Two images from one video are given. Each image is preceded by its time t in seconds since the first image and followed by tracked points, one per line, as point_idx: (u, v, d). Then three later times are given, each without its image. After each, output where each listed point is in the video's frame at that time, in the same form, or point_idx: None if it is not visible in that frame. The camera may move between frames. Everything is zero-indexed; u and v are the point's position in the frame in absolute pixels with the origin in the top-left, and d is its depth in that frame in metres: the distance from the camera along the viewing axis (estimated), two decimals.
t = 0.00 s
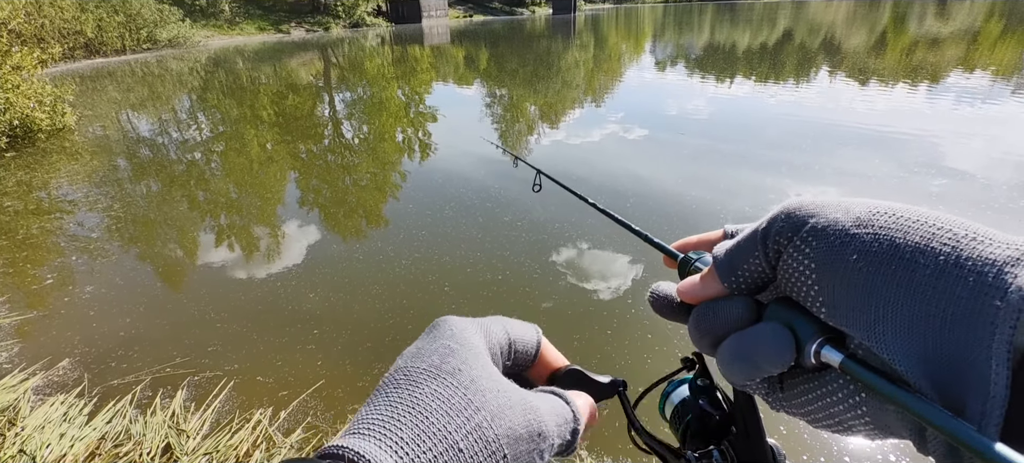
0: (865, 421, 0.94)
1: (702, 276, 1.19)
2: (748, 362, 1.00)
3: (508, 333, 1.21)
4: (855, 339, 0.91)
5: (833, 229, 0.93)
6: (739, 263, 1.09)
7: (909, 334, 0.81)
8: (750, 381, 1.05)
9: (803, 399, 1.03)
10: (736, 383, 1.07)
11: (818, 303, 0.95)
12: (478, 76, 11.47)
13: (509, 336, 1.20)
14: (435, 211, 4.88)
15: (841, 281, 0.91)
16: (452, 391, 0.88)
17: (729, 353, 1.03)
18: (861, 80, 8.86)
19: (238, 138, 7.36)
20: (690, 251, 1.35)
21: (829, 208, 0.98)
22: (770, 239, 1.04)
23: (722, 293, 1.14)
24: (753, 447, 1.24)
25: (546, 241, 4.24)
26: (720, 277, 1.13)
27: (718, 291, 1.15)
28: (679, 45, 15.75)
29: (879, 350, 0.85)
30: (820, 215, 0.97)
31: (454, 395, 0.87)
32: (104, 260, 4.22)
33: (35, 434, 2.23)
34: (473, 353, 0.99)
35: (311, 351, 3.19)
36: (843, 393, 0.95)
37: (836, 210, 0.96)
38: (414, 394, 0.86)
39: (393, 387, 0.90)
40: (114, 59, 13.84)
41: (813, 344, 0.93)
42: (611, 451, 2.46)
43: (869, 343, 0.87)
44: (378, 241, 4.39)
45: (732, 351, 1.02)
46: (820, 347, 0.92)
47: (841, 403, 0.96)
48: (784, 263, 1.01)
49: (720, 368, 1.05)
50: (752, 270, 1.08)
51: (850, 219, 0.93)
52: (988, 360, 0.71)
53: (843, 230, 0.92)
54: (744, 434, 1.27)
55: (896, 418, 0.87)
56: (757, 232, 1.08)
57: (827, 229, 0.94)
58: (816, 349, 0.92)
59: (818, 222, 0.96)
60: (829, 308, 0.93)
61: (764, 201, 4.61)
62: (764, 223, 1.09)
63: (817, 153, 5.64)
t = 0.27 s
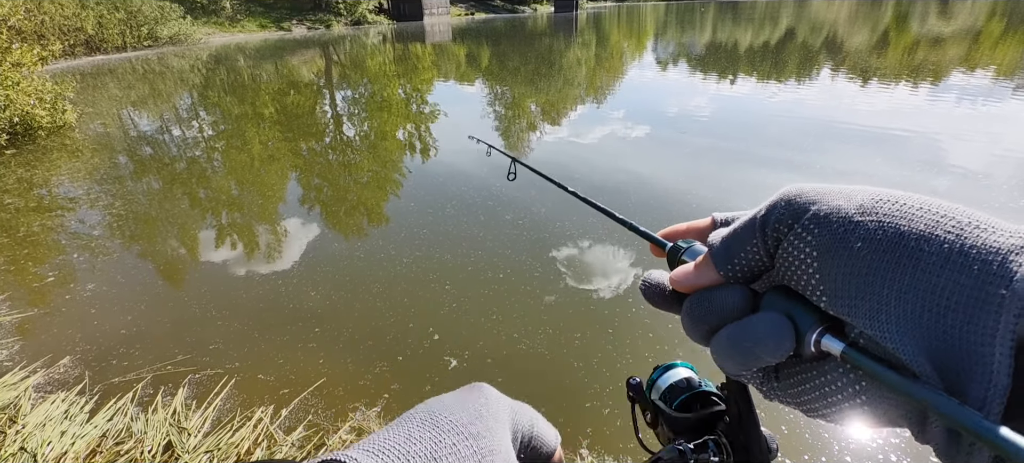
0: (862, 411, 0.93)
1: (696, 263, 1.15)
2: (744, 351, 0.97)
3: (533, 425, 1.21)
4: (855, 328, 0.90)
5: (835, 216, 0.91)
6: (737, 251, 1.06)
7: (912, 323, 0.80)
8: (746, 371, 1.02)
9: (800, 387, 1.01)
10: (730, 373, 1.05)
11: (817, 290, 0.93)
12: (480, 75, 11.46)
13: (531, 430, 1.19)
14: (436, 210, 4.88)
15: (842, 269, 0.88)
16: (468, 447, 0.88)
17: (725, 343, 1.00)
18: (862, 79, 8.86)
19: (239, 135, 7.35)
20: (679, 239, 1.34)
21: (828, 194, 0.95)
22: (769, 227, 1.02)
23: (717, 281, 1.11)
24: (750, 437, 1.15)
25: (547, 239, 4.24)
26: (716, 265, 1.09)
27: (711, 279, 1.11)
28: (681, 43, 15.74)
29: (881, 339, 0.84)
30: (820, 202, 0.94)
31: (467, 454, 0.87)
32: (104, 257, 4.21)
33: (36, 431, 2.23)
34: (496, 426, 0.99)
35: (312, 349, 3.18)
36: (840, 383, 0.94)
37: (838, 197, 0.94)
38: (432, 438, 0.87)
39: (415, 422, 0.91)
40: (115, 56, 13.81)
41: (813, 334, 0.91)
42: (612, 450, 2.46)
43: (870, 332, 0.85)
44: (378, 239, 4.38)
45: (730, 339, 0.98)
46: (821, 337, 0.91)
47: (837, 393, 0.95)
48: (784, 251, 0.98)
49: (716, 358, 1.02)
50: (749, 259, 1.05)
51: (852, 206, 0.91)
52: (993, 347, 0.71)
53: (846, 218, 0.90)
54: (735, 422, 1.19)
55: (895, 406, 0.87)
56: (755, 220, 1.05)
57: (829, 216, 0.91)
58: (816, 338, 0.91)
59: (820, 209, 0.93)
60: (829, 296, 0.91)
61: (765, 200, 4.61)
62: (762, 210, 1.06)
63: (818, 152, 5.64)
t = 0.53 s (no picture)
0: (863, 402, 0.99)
1: (697, 263, 1.21)
2: (745, 347, 1.03)
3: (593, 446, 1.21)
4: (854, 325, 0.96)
5: (833, 215, 0.97)
6: (738, 250, 1.12)
7: (907, 317, 0.85)
8: (748, 366, 1.09)
9: (802, 382, 1.08)
10: (732, 369, 1.11)
11: (817, 287, 0.99)
12: (482, 73, 11.44)
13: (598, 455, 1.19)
14: (438, 208, 4.87)
15: (841, 265, 0.94)
16: (485, 441, 0.98)
17: (727, 338, 1.06)
18: (866, 78, 8.83)
19: (242, 134, 7.35)
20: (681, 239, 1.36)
21: (828, 193, 1.01)
22: (770, 226, 1.08)
23: (717, 279, 1.17)
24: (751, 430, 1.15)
25: (550, 238, 4.24)
26: (717, 264, 1.16)
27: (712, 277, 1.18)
28: (684, 42, 15.69)
29: (879, 333, 0.89)
30: (820, 201, 1.00)
31: (486, 447, 0.97)
32: (108, 255, 4.22)
33: (39, 428, 2.23)
34: (526, 430, 1.05)
35: (315, 347, 3.18)
36: (839, 374, 1.00)
37: (837, 197, 0.99)
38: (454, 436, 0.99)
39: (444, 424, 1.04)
40: (118, 54, 13.81)
41: (811, 329, 0.97)
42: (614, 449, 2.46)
43: (867, 325, 0.91)
44: (380, 237, 4.39)
45: (731, 334, 1.05)
46: (820, 333, 0.96)
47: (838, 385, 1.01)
48: (785, 249, 1.05)
49: (719, 353, 1.08)
50: (751, 257, 1.12)
51: (850, 205, 0.96)
52: (986, 341, 0.75)
53: (844, 216, 0.95)
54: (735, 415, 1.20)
55: (891, 396, 0.93)
56: (755, 220, 1.12)
57: (828, 215, 0.97)
58: (816, 333, 0.97)
59: (819, 208, 0.99)
60: (829, 293, 0.97)
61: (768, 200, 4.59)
62: (763, 210, 1.12)
63: (822, 151, 5.62)
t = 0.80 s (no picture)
0: (861, 387, 1.03)
1: (705, 249, 1.23)
2: (749, 331, 1.05)
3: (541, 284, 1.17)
4: (855, 311, 0.99)
5: (841, 206, 0.99)
6: (744, 238, 1.14)
7: (911, 304, 0.88)
8: (751, 351, 1.11)
9: (802, 365, 1.10)
10: (736, 353, 1.13)
11: (822, 275, 1.02)
12: (485, 73, 11.44)
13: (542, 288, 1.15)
14: (442, 208, 4.89)
15: (846, 255, 0.97)
16: (448, 320, 0.91)
17: (731, 322, 1.08)
18: (871, 78, 8.79)
19: (246, 133, 7.38)
20: (686, 226, 1.38)
21: (835, 185, 1.04)
22: (776, 215, 1.10)
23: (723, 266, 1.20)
24: (753, 414, 1.31)
25: (552, 238, 4.24)
26: (725, 252, 1.17)
27: (719, 265, 1.20)
28: (687, 42, 15.64)
29: (883, 320, 0.92)
30: (827, 193, 1.03)
31: (452, 322, 0.91)
32: (113, 254, 4.25)
33: (46, 425, 2.26)
34: (480, 292, 1.00)
35: (319, 346, 3.20)
36: (839, 360, 1.03)
37: (845, 188, 1.02)
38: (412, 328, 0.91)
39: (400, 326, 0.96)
40: (122, 54, 13.86)
41: (815, 314, 1.00)
42: (615, 449, 2.47)
43: (871, 312, 0.94)
44: (384, 237, 4.40)
45: (735, 319, 1.07)
46: (822, 317, 0.99)
47: (835, 370, 1.04)
48: (790, 239, 1.07)
49: (721, 337, 1.11)
50: (756, 245, 1.14)
51: (857, 195, 0.99)
52: (988, 328, 0.79)
53: (851, 207, 0.98)
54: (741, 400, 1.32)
55: (891, 382, 0.97)
56: (762, 209, 1.14)
57: (835, 206, 1.00)
58: (818, 318, 0.99)
59: (827, 200, 1.02)
60: (834, 281, 1.00)
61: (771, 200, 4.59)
62: (770, 199, 1.13)
63: (826, 152, 5.61)
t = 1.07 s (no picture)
0: (864, 370, 1.00)
1: (705, 229, 1.21)
2: (750, 310, 1.03)
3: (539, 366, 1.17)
4: (863, 290, 0.96)
5: (853, 180, 0.95)
6: (748, 215, 1.12)
7: (923, 282, 0.85)
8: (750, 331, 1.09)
9: (807, 348, 1.08)
10: (736, 334, 1.11)
11: (830, 253, 0.98)
12: (487, 73, 11.45)
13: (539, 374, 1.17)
14: (443, 209, 4.89)
15: (856, 231, 0.93)
16: (467, 396, 0.89)
17: (730, 301, 1.05)
18: (874, 79, 8.76)
19: (249, 134, 7.41)
20: (686, 208, 1.38)
21: (847, 159, 1.00)
22: (784, 190, 1.06)
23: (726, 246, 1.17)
24: (754, 404, 1.29)
25: (554, 239, 4.24)
26: (726, 231, 1.15)
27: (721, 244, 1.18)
28: (690, 43, 15.61)
29: (894, 299, 0.89)
30: (839, 166, 0.99)
31: (473, 402, 0.88)
32: (117, 254, 4.27)
33: (51, 425, 2.27)
34: (497, 373, 0.98)
35: (321, 347, 3.21)
36: (845, 341, 1.01)
37: (857, 162, 0.97)
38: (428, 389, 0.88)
39: (412, 376, 0.93)
40: (125, 55, 13.93)
41: (820, 294, 0.97)
42: (617, 450, 2.47)
43: (881, 291, 0.91)
44: (385, 238, 4.41)
45: (736, 299, 1.05)
46: (828, 297, 0.97)
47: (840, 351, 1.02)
48: (798, 215, 1.04)
49: (720, 318, 1.08)
50: (760, 223, 1.11)
51: (871, 169, 0.95)
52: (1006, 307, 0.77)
53: (865, 180, 0.94)
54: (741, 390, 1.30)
55: (895, 367, 0.93)
56: (769, 185, 1.11)
57: (847, 179, 0.96)
58: (823, 298, 0.97)
59: (838, 173, 0.98)
60: (843, 258, 0.96)
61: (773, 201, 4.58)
62: (778, 174, 1.10)
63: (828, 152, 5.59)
